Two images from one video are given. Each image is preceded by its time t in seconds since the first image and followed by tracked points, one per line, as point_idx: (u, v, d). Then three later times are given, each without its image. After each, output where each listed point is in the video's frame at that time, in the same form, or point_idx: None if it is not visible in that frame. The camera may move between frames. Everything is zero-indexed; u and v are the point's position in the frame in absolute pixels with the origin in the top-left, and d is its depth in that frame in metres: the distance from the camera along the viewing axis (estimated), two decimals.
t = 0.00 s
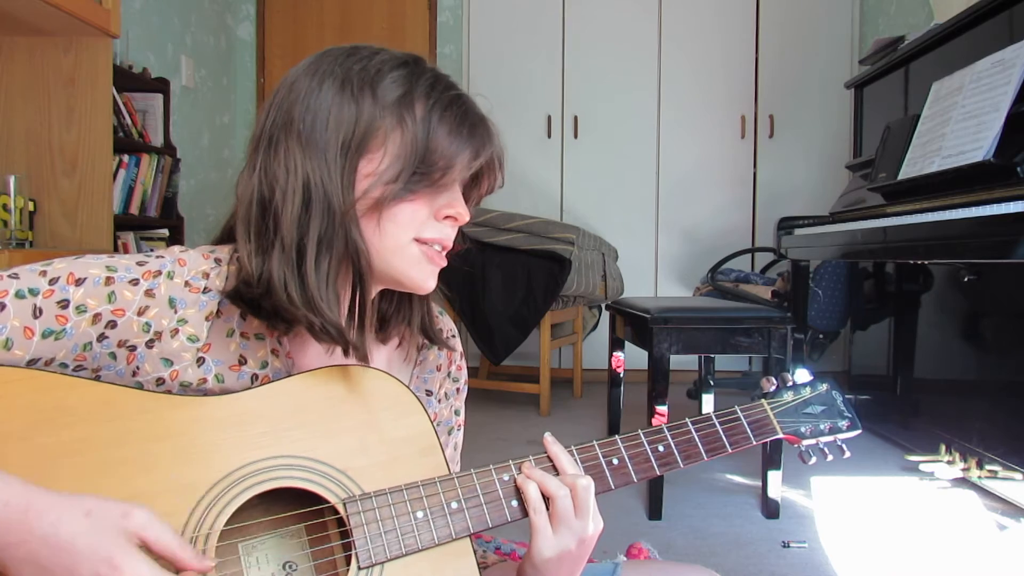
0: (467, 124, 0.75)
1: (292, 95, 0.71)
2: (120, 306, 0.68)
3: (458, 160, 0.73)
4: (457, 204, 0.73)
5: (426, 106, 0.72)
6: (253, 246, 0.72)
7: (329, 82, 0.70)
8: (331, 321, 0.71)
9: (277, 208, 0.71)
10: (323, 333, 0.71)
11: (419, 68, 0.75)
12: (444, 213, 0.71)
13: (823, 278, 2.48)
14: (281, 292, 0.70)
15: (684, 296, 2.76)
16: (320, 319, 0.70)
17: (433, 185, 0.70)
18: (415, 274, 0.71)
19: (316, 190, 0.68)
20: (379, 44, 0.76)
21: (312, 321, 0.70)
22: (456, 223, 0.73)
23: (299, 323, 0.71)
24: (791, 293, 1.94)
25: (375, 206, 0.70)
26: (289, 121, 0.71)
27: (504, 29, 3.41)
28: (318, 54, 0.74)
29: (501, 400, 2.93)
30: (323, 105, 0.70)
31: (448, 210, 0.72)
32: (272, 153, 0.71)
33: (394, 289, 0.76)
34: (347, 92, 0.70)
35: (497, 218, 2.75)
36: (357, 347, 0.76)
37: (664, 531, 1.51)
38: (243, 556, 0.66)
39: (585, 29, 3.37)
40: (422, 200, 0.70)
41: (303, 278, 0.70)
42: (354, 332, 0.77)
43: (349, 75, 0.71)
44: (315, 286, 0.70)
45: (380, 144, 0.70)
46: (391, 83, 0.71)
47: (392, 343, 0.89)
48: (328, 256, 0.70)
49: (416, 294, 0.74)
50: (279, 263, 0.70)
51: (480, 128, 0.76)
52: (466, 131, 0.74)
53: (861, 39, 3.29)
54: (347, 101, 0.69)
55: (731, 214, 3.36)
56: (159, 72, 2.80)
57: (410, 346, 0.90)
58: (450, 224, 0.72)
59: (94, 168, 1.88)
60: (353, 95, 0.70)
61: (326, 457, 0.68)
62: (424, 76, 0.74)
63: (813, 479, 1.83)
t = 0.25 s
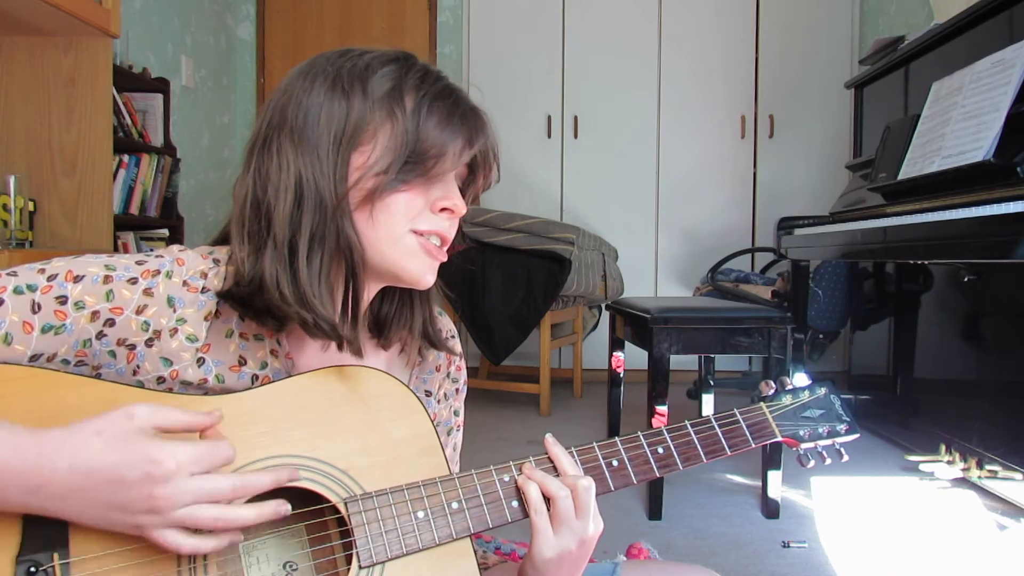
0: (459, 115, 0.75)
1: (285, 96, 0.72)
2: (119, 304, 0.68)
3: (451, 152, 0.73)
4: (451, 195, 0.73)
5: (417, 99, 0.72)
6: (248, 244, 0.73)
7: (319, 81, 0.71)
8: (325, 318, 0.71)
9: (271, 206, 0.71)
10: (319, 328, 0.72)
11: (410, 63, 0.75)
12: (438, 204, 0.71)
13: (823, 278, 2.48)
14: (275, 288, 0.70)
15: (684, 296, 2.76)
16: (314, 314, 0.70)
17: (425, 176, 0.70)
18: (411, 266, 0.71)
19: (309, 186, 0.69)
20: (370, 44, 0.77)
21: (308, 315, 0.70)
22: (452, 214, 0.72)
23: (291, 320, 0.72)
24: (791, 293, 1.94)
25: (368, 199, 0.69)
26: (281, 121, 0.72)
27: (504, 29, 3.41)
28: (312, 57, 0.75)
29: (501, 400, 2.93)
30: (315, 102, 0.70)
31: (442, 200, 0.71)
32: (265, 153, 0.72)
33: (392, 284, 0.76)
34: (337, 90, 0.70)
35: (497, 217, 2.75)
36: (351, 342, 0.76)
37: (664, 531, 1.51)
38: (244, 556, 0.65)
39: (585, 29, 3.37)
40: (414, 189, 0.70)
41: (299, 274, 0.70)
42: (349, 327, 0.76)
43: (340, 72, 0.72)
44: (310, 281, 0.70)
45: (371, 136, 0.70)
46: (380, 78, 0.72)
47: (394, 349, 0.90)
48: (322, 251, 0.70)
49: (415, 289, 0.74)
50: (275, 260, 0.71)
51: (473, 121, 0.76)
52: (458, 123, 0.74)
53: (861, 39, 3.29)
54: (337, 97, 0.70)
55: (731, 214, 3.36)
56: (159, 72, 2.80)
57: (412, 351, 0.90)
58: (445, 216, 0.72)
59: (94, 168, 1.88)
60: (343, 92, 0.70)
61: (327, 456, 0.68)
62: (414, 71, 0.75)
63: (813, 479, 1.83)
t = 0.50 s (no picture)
0: (459, 114, 0.75)
1: (285, 98, 0.73)
2: (124, 308, 0.67)
3: (451, 150, 0.72)
4: (453, 193, 0.72)
5: (417, 99, 0.72)
6: (249, 245, 0.73)
7: (319, 82, 0.71)
8: (326, 319, 0.71)
9: (272, 207, 0.71)
10: (320, 329, 0.72)
11: (410, 63, 0.75)
12: (439, 202, 0.71)
13: (823, 278, 2.48)
14: (275, 289, 0.70)
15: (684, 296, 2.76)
16: (316, 314, 0.71)
17: (425, 174, 0.70)
18: (412, 265, 0.70)
19: (309, 186, 0.69)
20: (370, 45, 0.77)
21: (309, 315, 0.71)
22: (454, 213, 0.72)
23: (294, 322, 0.72)
24: (791, 292, 1.94)
25: (368, 199, 0.69)
26: (282, 123, 0.72)
27: (504, 29, 3.41)
28: (312, 59, 0.75)
29: (501, 400, 2.93)
30: (315, 103, 0.70)
31: (443, 198, 0.71)
32: (266, 154, 0.72)
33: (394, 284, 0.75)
34: (336, 90, 0.70)
35: (497, 217, 2.75)
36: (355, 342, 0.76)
37: (664, 531, 1.51)
38: (243, 555, 0.66)
39: (585, 28, 3.37)
40: (415, 188, 0.69)
41: (300, 274, 0.70)
42: (350, 327, 0.75)
43: (340, 73, 0.72)
44: (311, 282, 0.70)
45: (371, 136, 0.70)
46: (380, 78, 0.72)
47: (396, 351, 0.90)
48: (323, 251, 0.70)
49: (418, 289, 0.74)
50: (275, 260, 0.71)
51: (473, 120, 0.76)
52: (458, 122, 0.74)
53: (861, 39, 3.29)
54: (337, 97, 0.70)
55: (731, 214, 3.36)
56: (159, 72, 2.80)
57: (414, 352, 0.90)
58: (446, 215, 0.71)
59: (94, 168, 1.88)
60: (342, 92, 0.70)
61: (326, 456, 0.68)
62: (414, 71, 0.75)
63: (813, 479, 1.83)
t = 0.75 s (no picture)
0: (457, 112, 0.75)
1: (283, 97, 0.73)
2: (122, 305, 0.67)
3: (449, 149, 0.72)
4: (450, 191, 0.72)
5: (414, 97, 0.72)
6: (249, 244, 0.73)
7: (318, 80, 0.71)
8: (326, 317, 0.71)
9: (270, 206, 0.71)
10: (319, 327, 0.72)
11: (408, 61, 0.75)
12: (436, 200, 0.71)
13: (823, 278, 2.49)
14: (274, 287, 0.70)
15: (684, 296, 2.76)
16: (316, 312, 0.71)
17: (423, 172, 0.70)
18: (410, 264, 0.70)
19: (308, 184, 0.69)
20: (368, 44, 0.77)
21: (308, 314, 0.71)
22: (451, 210, 0.72)
23: (294, 321, 0.72)
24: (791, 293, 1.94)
25: (365, 196, 0.69)
26: (280, 121, 0.72)
27: (504, 29, 3.41)
28: (310, 57, 0.75)
29: (501, 400, 2.93)
30: (312, 101, 0.70)
31: (441, 196, 0.71)
32: (265, 153, 0.72)
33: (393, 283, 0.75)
34: (334, 88, 0.71)
35: (497, 217, 2.75)
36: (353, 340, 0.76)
37: (664, 531, 1.51)
38: (244, 555, 0.66)
39: (585, 28, 3.37)
40: (412, 186, 0.69)
41: (299, 273, 0.71)
42: (350, 326, 0.75)
43: (338, 71, 0.72)
44: (310, 280, 0.70)
45: (368, 135, 0.70)
46: (378, 76, 0.72)
47: (397, 348, 0.90)
48: (322, 250, 0.70)
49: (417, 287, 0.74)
50: (275, 259, 0.71)
51: (470, 118, 0.76)
52: (455, 120, 0.74)
53: (861, 39, 3.29)
54: (335, 96, 0.70)
55: (731, 214, 3.36)
56: (159, 72, 2.80)
57: (416, 350, 0.90)
58: (444, 212, 0.71)
59: (94, 168, 1.88)
60: (340, 91, 0.70)
61: (327, 456, 0.68)
62: (412, 69, 0.75)
63: (813, 479, 1.83)
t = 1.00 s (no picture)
0: (452, 118, 0.74)
1: (279, 94, 0.73)
2: (118, 304, 0.68)
3: (441, 157, 0.72)
4: (440, 198, 0.72)
5: (409, 102, 0.72)
6: (240, 242, 0.73)
7: (314, 81, 0.71)
8: (310, 320, 0.71)
9: (261, 205, 0.71)
10: (303, 329, 0.72)
11: (406, 65, 0.75)
12: (425, 207, 0.70)
13: (823, 278, 2.49)
14: (261, 288, 0.70)
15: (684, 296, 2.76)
16: (300, 314, 0.71)
17: (413, 180, 0.70)
18: (397, 270, 0.70)
19: (297, 186, 0.69)
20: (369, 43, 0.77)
21: (294, 316, 0.71)
22: (440, 217, 0.72)
23: (278, 320, 0.72)
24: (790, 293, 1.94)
25: (354, 200, 0.69)
26: (275, 120, 0.72)
27: (504, 29, 3.41)
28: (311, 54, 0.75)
29: (501, 400, 2.93)
30: (306, 102, 0.70)
31: (430, 203, 0.71)
32: (259, 150, 0.72)
33: (381, 286, 0.75)
34: (330, 90, 0.70)
35: (497, 218, 2.75)
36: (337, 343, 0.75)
37: (664, 531, 1.51)
38: (243, 555, 0.67)
39: (585, 28, 3.37)
40: (401, 194, 0.69)
41: (286, 275, 0.71)
42: (335, 330, 0.75)
43: (334, 72, 0.71)
44: (296, 282, 0.70)
45: (360, 139, 0.70)
46: (374, 80, 0.71)
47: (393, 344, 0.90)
48: (309, 252, 0.70)
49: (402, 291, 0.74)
50: (262, 259, 0.71)
51: (466, 125, 0.75)
52: (449, 127, 0.73)
53: (861, 39, 3.29)
54: (329, 97, 0.70)
55: (731, 214, 3.36)
56: (159, 72, 2.80)
57: (410, 348, 0.91)
58: (433, 218, 0.71)
59: (94, 168, 1.87)
60: (335, 93, 0.70)
61: (326, 455, 0.68)
62: (410, 73, 0.74)
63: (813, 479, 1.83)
